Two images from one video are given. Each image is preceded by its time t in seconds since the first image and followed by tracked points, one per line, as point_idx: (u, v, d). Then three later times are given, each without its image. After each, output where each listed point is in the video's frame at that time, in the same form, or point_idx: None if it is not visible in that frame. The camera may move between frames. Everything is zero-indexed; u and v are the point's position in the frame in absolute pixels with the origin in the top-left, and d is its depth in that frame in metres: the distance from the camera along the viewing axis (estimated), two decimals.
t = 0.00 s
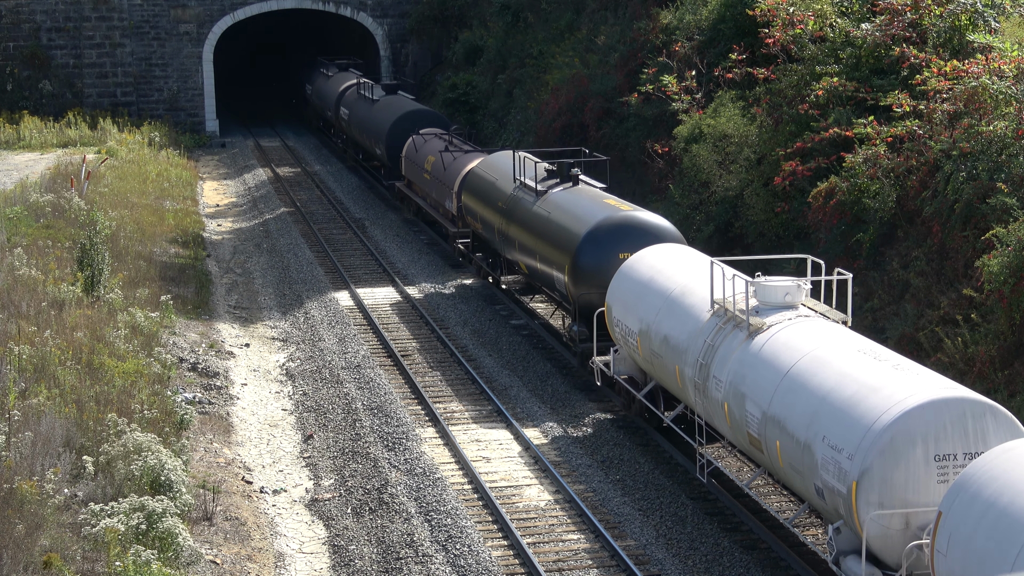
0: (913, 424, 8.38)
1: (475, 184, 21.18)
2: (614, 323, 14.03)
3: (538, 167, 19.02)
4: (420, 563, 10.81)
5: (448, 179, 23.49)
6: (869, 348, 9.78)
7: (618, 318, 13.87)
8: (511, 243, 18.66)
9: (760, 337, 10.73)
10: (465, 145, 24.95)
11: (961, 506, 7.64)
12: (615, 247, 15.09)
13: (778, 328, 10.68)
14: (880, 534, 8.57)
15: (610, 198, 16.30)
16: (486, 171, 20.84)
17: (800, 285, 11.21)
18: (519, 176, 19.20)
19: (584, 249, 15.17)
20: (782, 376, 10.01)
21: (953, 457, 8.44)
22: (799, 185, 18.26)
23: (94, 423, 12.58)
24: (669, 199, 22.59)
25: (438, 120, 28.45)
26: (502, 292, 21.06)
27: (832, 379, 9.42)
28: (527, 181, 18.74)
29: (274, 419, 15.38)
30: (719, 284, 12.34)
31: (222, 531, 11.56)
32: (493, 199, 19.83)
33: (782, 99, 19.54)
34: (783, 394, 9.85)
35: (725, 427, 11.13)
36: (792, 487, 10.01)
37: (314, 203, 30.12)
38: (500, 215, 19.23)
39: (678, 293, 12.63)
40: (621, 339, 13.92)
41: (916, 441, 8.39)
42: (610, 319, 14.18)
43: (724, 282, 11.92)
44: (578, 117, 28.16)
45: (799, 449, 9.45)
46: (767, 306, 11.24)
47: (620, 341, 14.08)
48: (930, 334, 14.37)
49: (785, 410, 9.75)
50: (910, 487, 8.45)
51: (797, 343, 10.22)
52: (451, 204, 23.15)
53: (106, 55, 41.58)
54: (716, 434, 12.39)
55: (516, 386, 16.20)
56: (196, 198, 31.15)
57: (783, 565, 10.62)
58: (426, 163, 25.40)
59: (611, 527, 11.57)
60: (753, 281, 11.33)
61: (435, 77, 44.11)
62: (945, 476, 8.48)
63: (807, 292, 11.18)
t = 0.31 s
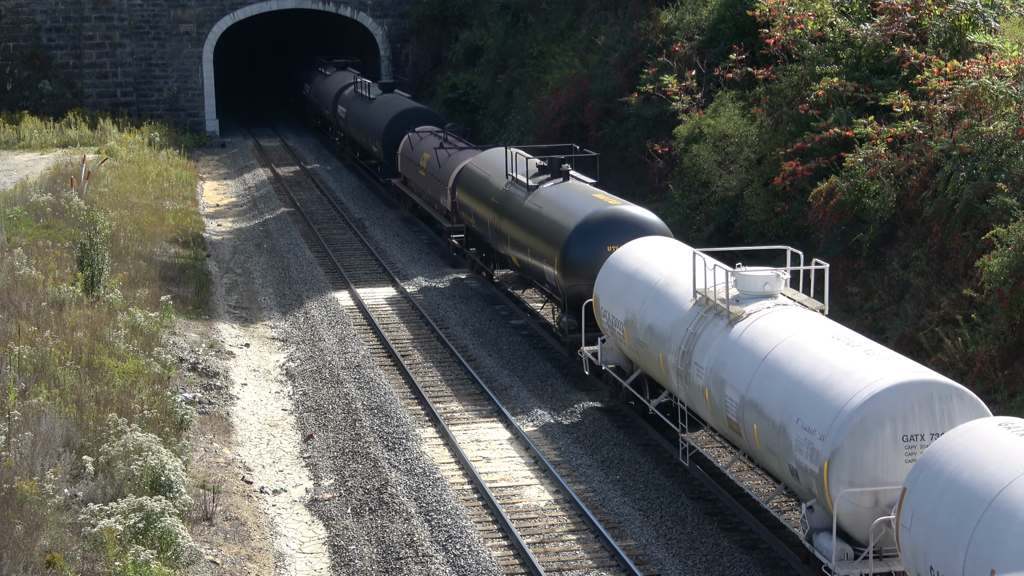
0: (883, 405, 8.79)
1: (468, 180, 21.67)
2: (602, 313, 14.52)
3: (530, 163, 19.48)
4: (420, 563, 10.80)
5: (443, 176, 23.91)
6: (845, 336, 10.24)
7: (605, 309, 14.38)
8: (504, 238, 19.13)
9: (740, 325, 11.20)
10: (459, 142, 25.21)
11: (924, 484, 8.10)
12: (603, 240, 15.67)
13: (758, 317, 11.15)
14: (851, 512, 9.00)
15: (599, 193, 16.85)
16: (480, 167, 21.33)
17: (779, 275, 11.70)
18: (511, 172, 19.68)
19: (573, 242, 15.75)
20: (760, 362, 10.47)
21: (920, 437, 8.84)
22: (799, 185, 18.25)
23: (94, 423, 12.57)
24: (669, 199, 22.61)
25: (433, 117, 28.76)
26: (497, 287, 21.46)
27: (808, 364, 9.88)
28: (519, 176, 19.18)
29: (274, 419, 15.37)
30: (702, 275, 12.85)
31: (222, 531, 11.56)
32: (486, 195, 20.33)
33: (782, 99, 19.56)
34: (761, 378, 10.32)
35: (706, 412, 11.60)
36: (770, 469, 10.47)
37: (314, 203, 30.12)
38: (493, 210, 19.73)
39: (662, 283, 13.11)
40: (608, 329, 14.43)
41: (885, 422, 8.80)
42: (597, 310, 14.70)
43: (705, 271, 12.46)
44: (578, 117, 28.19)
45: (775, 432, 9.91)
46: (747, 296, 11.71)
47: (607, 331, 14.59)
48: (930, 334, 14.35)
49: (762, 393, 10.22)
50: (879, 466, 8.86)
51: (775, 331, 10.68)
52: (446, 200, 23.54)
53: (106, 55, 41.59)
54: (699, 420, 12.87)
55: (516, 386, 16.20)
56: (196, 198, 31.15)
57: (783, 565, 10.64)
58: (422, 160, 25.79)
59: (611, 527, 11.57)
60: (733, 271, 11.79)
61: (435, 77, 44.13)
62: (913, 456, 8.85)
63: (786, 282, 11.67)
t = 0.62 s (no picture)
0: (850, 387, 9.30)
1: (461, 176, 22.25)
2: (589, 304, 15.12)
3: (521, 159, 20.12)
4: (420, 563, 10.80)
5: (436, 172, 24.28)
6: (818, 322, 10.78)
7: (592, 299, 14.97)
8: (496, 231, 19.66)
9: (719, 313, 11.75)
10: (453, 139, 25.63)
11: (885, 459, 8.48)
12: (590, 232, 16.31)
13: (736, 305, 11.70)
14: (820, 488, 9.50)
15: (587, 188, 17.51)
16: (472, 164, 21.90)
17: (757, 265, 12.35)
18: (502, 168, 20.29)
19: (562, 234, 16.40)
20: (737, 348, 11.01)
21: (887, 417, 9.34)
22: (799, 185, 18.24)
23: (94, 423, 12.57)
24: (669, 199, 22.62)
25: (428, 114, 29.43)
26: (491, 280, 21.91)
27: (782, 350, 10.41)
28: (510, 172, 19.82)
29: (274, 419, 15.37)
30: (684, 265, 13.44)
31: (222, 531, 11.56)
32: (477, 190, 20.91)
33: (782, 99, 19.58)
34: (738, 363, 10.86)
35: (687, 397, 12.14)
36: (746, 450, 10.99)
37: (314, 203, 30.12)
38: (485, 204, 20.29)
39: (646, 273, 13.69)
40: (595, 320, 15.02)
41: (853, 403, 9.31)
42: (585, 301, 15.29)
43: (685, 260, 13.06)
44: (579, 117, 28.21)
45: (750, 414, 10.44)
46: (726, 284, 12.32)
47: (594, 320, 15.18)
48: (930, 334, 14.33)
49: (739, 377, 10.75)
50: (846, 445, 9.36)
51: (753, 318, 11.23)
52: (439, 195, 23.91)
53: (107, 55, 41.59)
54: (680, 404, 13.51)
55: (516, 386, 16.19)
56: (196, 198, 31.15)
57: (783, 565, 10.66)
58: (416, 157, 26.11)
59: (612, 527, 11.57)
60: (713, 260, 12.41)
61: (435, 77, 44.12)
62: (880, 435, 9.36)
63: (763, 271, 12.33)
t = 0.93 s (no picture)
0: (824, 371, 9.63)
1: (455, 172, 22.48)
2: (578, 295, 15.45)
3: (514, 154, 20.21)
4: (420, 563, 10.81)
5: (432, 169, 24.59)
6: (796, 309, 11.14)
7: (580, 291, 15.30)
8: (488, 227, 19.94)
9: (700, 301, 12.09)
10: (448, 136, 25.86)
11: (853, 439, 8.88)
12: (579, 226, 16.52)
13: (718, 293, 12.04)
14: (795, 469, 9.83)
15: (577, 181, 17.65)
16: (466, 159, 22.08)
17: (739, 256, 12.59)
18: (495, 164, 20.42)
19: (552, 229, 16.63)
20: (717, 335, 11.36)
21: (859, 400, 9.67)
22: (799, 185, 18.23)
23: (94, 423, 12.58)
24: (669, 199, 22.63)
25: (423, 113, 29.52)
26: (487, 276, 22.19)
27: (760, 336, 10.76)
28: (502, 168, 19.92)
29: (274, 419, 15.37)
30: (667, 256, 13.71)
31: (222, 531, 11.56)
32: (471, 185, 21.15)
33: (782, 99, 19.58)
34: (718, 349, 11.21)
35: (670, 384, 12.49)
36: (726, 434, 11.36)
37: (314, 203, 30.12)
38: (478, 199, 20.55)
39: (632, 265, 14.00)
40: (583, 310, 15.35)
41: (827, 387, 9.65)
42: (573, 292, 15.64)
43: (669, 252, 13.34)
44: (579, 117, 28.22)
45: (729, 398, 10.79)
46: (708, 275, 12.58)
47: (582, 311, 15.52)
48: (931, 334, 14.34)
49: (719, 363, 11.11)
50: (820, 427, 9.70)
51: (733, 306, 11.57)
52: (434, 192, 24.25)
53: (106, 55, 41.58)
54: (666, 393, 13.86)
55: (516, 386, 16.19)
56: (196, 198, 31.15)
57: (784, 565, 10.65)
58: (412, 154, 26.40)
59: (612, 527, 11.57)
60: (695, 252, 12.67)
61: (435, 78, 44.13)
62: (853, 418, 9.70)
63: (744, 262, 12.56)
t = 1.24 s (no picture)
0: (799, 356, 10.00)
1: (450, 168, 22.91)
2: (567, 288, 15.87)
3: (506, 151, 20.66)
4: (420, 563, 10.80)
5: (427, 165, 24.97)
6: (775, 298, 11.53)
7: (570, 283, 15.72)
8: (482, 221, 20.35)
9: (684, 293, 12.49)
10: (443, 134, 26.24)
11: (824, 421, 9.23)
12: (570, 220, 16.92)
13: (701, 284, 12.45)
14: (772, 451, 10.18)
15: (568, 177, 18.18)
16: (461, 156, 22.53)
17: (721, 248, 12.96)
18: (489, 160, 20.87)
19: (544, 223, 17.01)
20: (700, 323, 11.72)
21: (834, 384, 10.04)
22: (799, 185, 18.21)
23: (94, 423, 12.58)
24: (669, 200, 22.63)
25: (419, 111, 29.85)
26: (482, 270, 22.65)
27: (740, 324, 11.13)
28: (495, 164, 20.37)
29: (274, 419, 15.37)
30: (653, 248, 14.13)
31: (223, 531, 11.56)
32: (465, 181, 21.57)
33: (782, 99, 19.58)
34: (700, 337, 11.58)
35: (656, 372, 12.87)
36: (708, 419, 11.72)
37: (314, 203, 30.11)
38: (472, 195, 20.93)
39: (620, 257, 14.42)
40: (572, 302, 15.77)
41: (803, 371, 10.01)
42: (563, 285, 16.06)
43: (655, 244, 13.78)
44: (579, 117, 28.24)
45: (711, 384, 11.15)
46: (692, 266, 13.01)
47: (573, 303, 15.94)
48: (931, 334, 14.34)
49: (701, 350, 11.47)
50: (795, 410, 10.08)
51: (715, 296, 11.96)
52: (430, 188, 24.65)
53: (106, 55, 41.59)
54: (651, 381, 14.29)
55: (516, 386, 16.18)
56: (196, 198, 31.15)
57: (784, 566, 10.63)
58: (408, 152, 26.79)
59: (612, 527, 11.57)
60: (680, 244, 13.08)
61: (435, 77, 44.14)
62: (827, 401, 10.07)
63: (727, 253, 12.93)
